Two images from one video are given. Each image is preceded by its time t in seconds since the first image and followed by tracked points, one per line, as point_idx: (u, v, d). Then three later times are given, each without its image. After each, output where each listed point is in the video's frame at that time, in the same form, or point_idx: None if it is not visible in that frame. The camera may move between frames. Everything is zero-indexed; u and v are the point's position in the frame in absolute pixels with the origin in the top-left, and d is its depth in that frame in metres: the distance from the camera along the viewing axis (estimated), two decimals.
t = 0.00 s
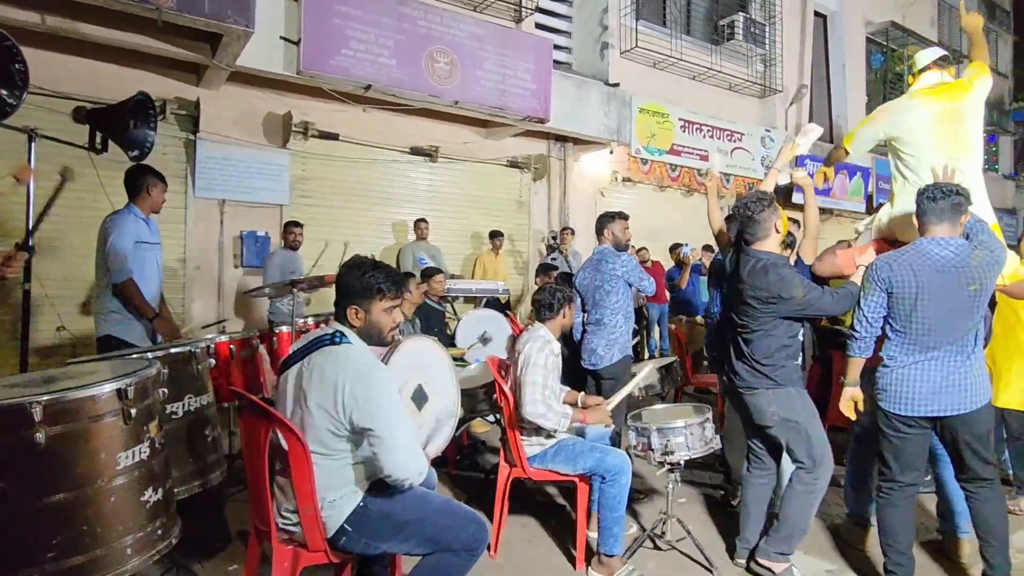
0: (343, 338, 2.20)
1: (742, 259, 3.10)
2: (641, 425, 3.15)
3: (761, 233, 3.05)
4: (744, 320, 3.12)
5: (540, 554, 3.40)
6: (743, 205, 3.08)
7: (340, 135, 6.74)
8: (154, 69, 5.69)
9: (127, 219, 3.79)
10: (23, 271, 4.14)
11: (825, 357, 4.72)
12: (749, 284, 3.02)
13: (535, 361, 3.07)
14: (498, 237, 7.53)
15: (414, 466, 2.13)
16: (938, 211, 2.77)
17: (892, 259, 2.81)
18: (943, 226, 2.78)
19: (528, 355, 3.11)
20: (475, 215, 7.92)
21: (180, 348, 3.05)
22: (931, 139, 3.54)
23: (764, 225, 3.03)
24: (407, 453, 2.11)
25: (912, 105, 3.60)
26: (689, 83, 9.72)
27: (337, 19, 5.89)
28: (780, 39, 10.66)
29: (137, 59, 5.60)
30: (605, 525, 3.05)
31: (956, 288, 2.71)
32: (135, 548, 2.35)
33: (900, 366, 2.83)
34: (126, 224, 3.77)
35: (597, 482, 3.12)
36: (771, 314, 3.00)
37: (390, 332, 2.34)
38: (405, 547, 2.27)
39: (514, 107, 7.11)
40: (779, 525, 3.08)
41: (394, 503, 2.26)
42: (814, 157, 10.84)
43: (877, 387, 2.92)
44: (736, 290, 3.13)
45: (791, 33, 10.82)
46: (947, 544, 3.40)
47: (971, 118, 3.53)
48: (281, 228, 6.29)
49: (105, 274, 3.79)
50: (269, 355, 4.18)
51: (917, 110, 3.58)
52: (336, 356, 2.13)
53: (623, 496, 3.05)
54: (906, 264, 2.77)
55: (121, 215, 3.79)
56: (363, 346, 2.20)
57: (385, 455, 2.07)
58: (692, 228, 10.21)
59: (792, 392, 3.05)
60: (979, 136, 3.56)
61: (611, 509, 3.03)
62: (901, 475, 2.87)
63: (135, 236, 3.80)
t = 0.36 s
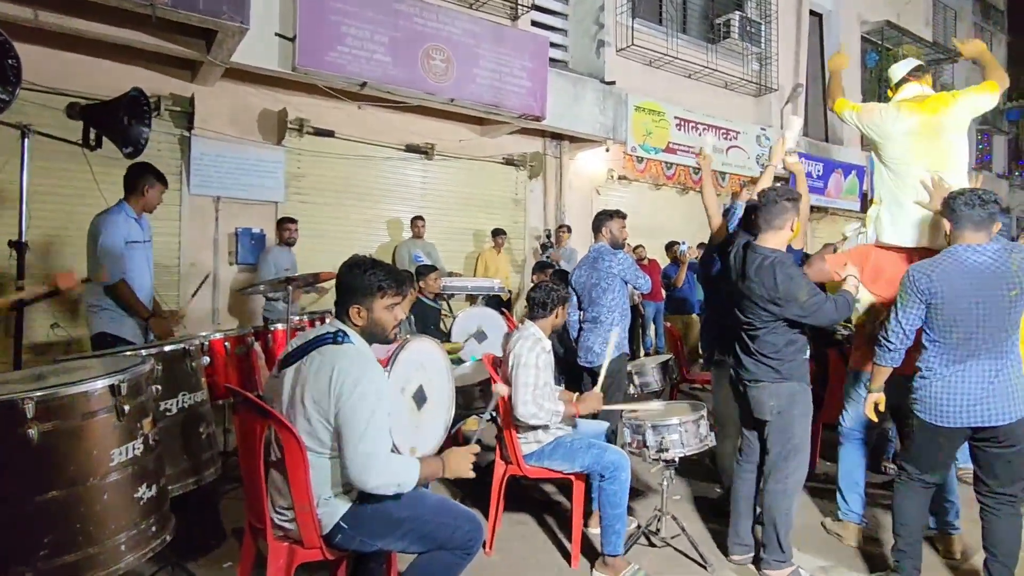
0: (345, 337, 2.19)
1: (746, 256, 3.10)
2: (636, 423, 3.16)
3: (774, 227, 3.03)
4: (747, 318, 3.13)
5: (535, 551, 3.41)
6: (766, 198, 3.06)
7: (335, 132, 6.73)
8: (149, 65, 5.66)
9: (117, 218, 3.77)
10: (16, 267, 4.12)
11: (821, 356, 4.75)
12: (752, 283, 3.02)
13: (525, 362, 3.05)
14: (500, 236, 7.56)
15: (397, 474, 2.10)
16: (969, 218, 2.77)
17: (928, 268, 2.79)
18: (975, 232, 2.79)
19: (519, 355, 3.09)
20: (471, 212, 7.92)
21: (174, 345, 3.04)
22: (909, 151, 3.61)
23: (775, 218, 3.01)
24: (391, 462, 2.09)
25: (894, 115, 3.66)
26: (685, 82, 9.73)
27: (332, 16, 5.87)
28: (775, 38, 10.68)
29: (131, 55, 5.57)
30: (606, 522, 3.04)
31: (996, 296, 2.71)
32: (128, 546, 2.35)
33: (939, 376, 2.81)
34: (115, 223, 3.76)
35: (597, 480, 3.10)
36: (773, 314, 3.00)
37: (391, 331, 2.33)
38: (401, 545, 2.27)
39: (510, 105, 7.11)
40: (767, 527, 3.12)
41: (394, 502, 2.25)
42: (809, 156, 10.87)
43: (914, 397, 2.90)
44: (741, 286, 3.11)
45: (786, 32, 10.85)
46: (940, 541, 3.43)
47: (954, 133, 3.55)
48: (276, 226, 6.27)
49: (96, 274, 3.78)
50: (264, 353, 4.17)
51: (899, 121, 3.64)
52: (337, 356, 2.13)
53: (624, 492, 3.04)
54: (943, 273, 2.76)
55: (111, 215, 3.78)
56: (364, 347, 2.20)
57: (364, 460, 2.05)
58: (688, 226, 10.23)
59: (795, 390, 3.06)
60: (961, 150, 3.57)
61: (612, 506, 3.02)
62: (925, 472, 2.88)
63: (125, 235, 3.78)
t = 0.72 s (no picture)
0: (332, 329, 2.19)
1: (757, 253, 3.10)
2: (629, 420, 3.16)
3: (799, 226, 3.05)
4: (756, 316, 3.13)
5: (529, 548, 3.41)
6: (792, 200, 3.08)
7: (330, 128, 6.71)
8: (143, 60, 5.63)
9: (105, 212, 3.75)
10: (8, 263, 4.09)
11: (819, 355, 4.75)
12: (764, 280, 3.02)
13: (521, 352, 3.06)
14: (501, 234, 7.62)
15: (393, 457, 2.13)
16: (972, 209, 2.78)
17: (930, 256, 2.81)
18: (978, 224, 2.81)
19: (514, 347, 3.10)
20: (467, 209, 7.91)
21: (166, 341, 3.02)
22: (892, 156, 3.69)
23: (803, 218, 3.03)
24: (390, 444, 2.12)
25: (879, 121, 3.75)
26: (681, 79, 9.73)
27: (327, 12, 5.84)
28: (771, 36, 10.70)
29: (124, 50, 5.54)
30: (601, 519, 3.05)
31: (996, 286, 2.74)
32: (121, 543, 2.34)
33: (939, 363, 2.82)
34: (105, 219, 3.73)
35: (591, 477, 3.10)
36: (783, 312, 3.01)
37: (379, 324, 2.33)
38: (395, 542, 2.27)
39: (505, 101, 7.09)
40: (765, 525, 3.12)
41: (388, 497, 2.26)
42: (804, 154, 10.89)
43: (911, 385, 2.91)
44: (750, 283, 3.12)
45: (782, 30, 10.87)
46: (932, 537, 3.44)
47: (938, 137, 3.59)
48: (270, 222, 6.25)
49: (88, 272, 3.76)
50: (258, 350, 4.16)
51: (883, 127, 3.73)
52: (327, 346, 2.13)
53: (619, 489, 3.04)
54: (945, 262, 2.78)
55: (100, 210, 3.75)
56: (353, 338, 2.20)
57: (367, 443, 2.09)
58: (683, 224, 10.24)
59: (801, 387, 3.08)
60: (947, 154, 3.60)
61: (607, 503, 3.02)
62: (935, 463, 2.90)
63: (115, 231, 3.76)
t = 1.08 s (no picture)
0: (332, 329, 2.19)
1: (759, 256, 3.13)
2: (626, 416, 3.17)
3: (796, 227, 3.06)
4: (761, 317, 3.15)
5: (525, 544, 3.42)
6: (787, 202, 3.08)
7: (328, 124, 6.69)
8: (140, 54, 5.60)
9: (100, 204, 3.72)
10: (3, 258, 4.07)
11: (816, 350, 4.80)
12: (768, 282, 3.05)
13: (520, 350, 3.06)
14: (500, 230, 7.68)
15: (374, 463, 2.11)
16: (945, 202, 2.76)
17: (902, 251, 2.81)
18: (952, 219, 2.80)
19: (514, 344, 3.10)
20: (465, 205, 7.90)
21: (163, 335, 3.01)
22: (882, 144, 3.56)
23: (795, 217, 3.04)
24: (372, 450, 2.11)
25: (873, 105, 3.58)
26: (679, 76, 9.71)
27: (325, 6, 5.82)
28: (770, 33, 10.69)
29: (120, 44, 5.51)
30: (596, 515, 3.05)
31: (970, 281, 2.75)
32: (116, 538, 2.33)
33: (917, 359, 2.81)
34: (99, 211, 3.70)
35: (587, 473, 3.11)
36: (788, 312, 3.04)
37: (379, 329, 2.34)
38: (390, 537, 2.27)
39: (503, 97, 7.08)
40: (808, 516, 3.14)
41: (378, 492, 2.25)
42: (803, 151, 10.89)
43: (887, 380, 2.90)
44: (754, 288, 3.14)
45: (781, 27, 10.85)
46: (926, 534, 3.45)
47: (929, 130, 3.47)
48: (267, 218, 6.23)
49: (82, 265, 3.75)
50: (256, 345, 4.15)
51: (877, 111, 3.56)
52: (322, 346, 2.13)
53: (614, 486, 3.04)
54: (920, 258, 2.77)
55: (93, 203, 3.73)
56: (351, 340, 2.20)
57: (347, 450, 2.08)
58: (681, 221, 10.24)
59: (813, 382, 3.12)
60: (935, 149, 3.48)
61: (603, 499, 3.03)
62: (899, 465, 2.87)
63: (109, 224, 3.74)
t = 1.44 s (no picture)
0: (335, 326, 2.17)
1: (759, 252, 3.14)
2: (621, 413, 3.18)
3: (794, 224, 3.07)
4: (760, 312, 3.17)
5: (519, 539, 3.43)
6: (786, 195, 3.10)
7: (323, 118, 6.67)
8: (134, 47, 5.57)
9: (92, 201, 3.72)
10: None
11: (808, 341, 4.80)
12: (768, 278, 3.07)
13: (515, 348, 3.07)
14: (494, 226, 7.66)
15: (375, 462, 2.08)
16: (904, 208, 2.77)
17: (865, 259, 2.82)
18: (912, 224, 2.80)
19: (508, 342, 3.10)
20: (460, 201, 7.89)
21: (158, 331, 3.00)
22: (864, 136, 3.50)
23: (796, 213, 3.05)
24: (373, 448, 2.08)
25: (853, 101, 3.58)
26: (676, 72, 9.71)
27: None
28: (766, 29, 10.70)
29: (114, 36, 5.46)
30: (590, 511, 3.06)
31: (927, 286, 2.75)
32: (110, 533, 2.33)
33: (875, 364, 2.85)
34: (91, 207, 3.70)
35: (581, 469, 3.12)
36: (788, 308, 3.07)
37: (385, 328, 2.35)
38: (386, 533, 2.28)
39: (500, 92, 7.06)
40: (811, 500, 3.23)
41: (376, 491, 2.24)
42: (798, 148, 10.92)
43: (850, 384, 2.94)
44: (753, 281, 3.15)
45: (778, 23, 10.85)
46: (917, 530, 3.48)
47: (912, 118, 3.39)
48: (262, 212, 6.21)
49: (76, 261, 3.74)
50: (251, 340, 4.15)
51: (857, 107, 3.55)
52: (327, 345, 2.13)
53: (608, 482, 3.05)
54: (877, 265, 2.79)
55: (86, 199, 3.73)
56: (357, 338, 2.20)
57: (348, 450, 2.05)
58: (676, 217, 10.25)
59: (810, 377, 3.16)
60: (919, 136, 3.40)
61: (597, 495, 3.04)
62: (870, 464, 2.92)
63: (102, 219, 3.73)
